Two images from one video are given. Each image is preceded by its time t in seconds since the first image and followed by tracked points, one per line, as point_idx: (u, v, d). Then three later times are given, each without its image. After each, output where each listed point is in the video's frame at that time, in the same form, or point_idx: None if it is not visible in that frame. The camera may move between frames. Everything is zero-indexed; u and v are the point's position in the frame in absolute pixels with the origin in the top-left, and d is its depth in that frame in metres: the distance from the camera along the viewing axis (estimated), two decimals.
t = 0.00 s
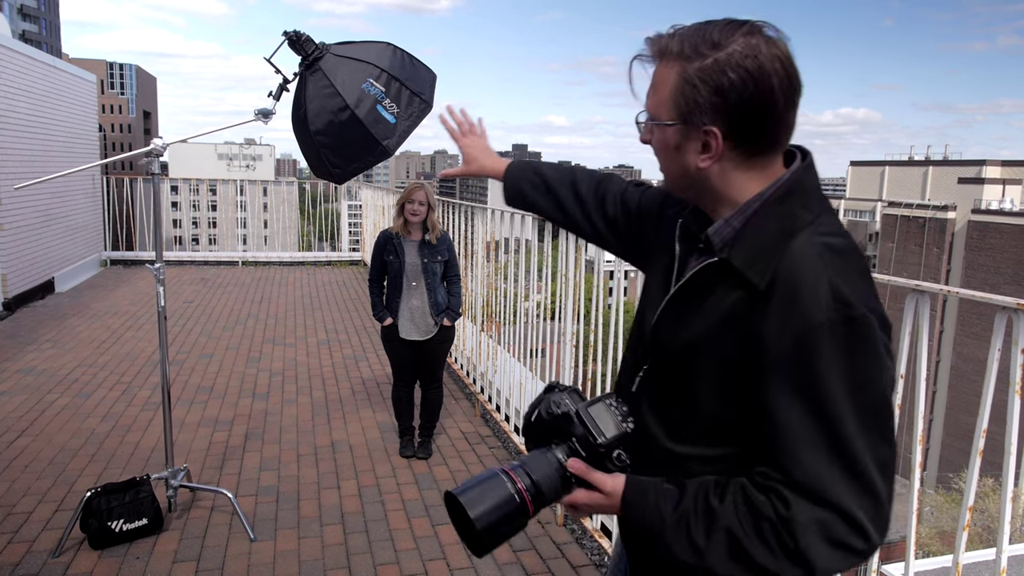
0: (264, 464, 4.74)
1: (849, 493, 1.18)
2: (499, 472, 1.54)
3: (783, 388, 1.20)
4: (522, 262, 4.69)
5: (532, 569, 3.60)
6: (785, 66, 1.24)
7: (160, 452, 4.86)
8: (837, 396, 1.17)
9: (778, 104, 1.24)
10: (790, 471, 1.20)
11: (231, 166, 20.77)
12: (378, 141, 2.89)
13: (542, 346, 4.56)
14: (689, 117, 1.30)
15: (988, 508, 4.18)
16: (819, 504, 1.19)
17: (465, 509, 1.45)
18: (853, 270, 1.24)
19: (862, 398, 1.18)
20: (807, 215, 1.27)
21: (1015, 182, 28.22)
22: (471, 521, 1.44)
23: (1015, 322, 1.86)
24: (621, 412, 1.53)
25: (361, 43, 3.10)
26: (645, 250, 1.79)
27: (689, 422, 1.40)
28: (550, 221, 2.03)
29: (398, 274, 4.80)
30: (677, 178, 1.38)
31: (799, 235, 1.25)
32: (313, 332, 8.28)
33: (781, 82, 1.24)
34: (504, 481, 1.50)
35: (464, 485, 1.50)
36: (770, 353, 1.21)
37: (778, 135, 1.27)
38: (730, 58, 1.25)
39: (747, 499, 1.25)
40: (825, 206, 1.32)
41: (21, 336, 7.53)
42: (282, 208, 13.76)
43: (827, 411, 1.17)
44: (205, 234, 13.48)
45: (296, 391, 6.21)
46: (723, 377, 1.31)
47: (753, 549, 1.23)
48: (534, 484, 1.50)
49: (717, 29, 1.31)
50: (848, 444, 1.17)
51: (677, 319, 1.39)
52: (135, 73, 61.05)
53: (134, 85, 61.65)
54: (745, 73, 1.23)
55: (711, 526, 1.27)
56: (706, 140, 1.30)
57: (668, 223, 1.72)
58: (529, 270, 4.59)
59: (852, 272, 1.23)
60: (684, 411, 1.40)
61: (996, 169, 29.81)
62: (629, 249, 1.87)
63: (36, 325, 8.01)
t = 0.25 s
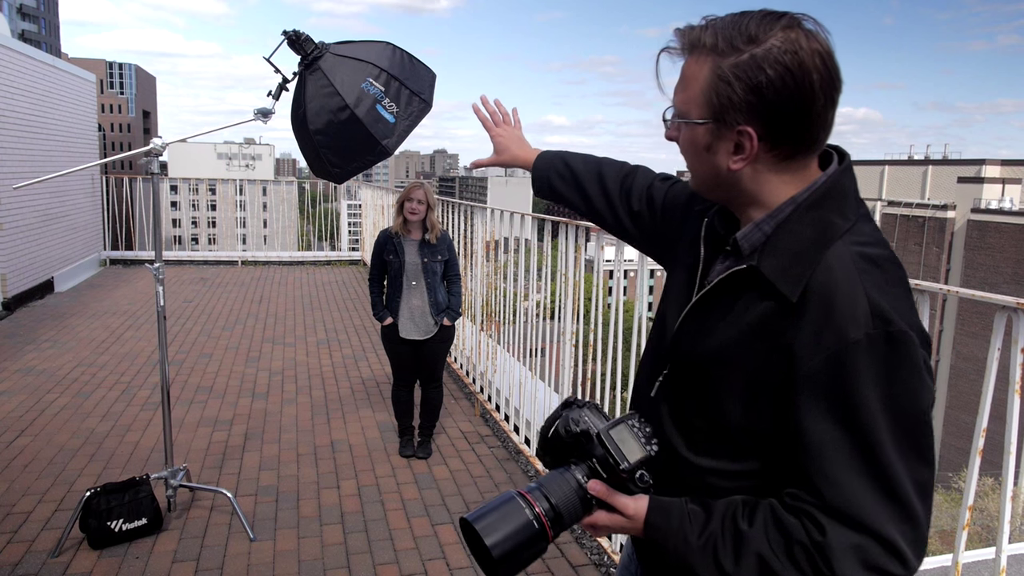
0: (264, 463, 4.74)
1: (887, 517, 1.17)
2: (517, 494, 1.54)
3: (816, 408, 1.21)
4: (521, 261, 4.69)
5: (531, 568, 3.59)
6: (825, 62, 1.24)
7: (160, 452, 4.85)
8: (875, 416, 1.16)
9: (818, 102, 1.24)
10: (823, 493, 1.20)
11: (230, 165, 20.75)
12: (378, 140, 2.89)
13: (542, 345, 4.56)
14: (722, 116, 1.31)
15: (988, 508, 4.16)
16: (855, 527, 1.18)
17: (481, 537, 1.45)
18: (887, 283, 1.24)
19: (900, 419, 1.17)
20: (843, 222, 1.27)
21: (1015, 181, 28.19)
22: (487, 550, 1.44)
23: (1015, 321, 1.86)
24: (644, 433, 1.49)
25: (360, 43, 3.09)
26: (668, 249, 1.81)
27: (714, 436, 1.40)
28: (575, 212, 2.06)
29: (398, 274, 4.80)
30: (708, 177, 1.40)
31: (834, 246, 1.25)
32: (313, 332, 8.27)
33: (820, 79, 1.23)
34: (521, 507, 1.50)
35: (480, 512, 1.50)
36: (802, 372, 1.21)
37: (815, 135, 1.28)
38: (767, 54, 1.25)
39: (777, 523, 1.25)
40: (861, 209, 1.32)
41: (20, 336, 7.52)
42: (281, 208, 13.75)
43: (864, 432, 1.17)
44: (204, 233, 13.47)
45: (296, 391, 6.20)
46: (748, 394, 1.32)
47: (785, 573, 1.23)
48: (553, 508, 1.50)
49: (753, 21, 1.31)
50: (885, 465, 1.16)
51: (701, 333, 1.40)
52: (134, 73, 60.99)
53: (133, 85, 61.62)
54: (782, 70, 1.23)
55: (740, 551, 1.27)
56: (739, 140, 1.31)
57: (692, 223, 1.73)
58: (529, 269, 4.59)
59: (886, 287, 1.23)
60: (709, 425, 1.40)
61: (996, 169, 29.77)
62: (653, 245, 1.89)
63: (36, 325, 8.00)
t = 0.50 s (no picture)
0: (264, 463, 4.74)
1: (901, 529, 1.17)
2: (523, 499, 1.56)
3: (831, 417, 1.20)
4: (521, 261, 4.69)
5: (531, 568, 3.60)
6: (842, 60, 1.24)
7: (159, 452, 4.85)
8: (891, 428, 1.16)
9: (835, 102, 1.25)
10: (837, 504, 1.19)
11: (230, 165, 20.76)
12: (378, 140, 2.89)
13: (541, 345, 4.57)
14: (737, 116, 1.32)
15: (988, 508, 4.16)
16: (869, 541, 1.17)
17: (486, 541, 1.47)
18: (906, 293, 1.24)
19: (916, 431, 1.17)
20: (861, 229, 1.28)
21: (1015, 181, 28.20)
22: (492, 555, 1.46)
23: (1014, 321, 1.86)
24: (655, 441, 1.49)
25: (360, 43, 3.09)
26: (674, 251, 1.81)
27: (725, 443, 1.41)
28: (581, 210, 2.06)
29: (398, 274, 4.80)
30: (721, 179, 1.40)
31: (853, 253, 1.26)
32: (312, 332, 8.27)
33: (838, 77, 1.24)
34: (528, 512, 1.52)
35: (486, 515, 1.51)
36: (817, 381, 1.22)
37: (831, 136, 1.29)
38: (784, 53, 1.25)
39: (789, 534, 1.25)
40: (879, 216, 1.32)
41: (20, 335, 7.52)
42: (280, 208, 13.74)
43: (880, 444, 1.17)
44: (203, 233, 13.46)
45: (296, 391, 6.20)
46: (759, 401, 1.32)
47: None
48: (559, 512, 1.52)
49: (768, 19, 1.31)
50: (900, 478, 1.16)
51: (713, 340, 1.40)
52: (134, 73, 60.96)
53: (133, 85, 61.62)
54: (799, 69, 1.24)
55: (751, 561, 1.27)
56: (754, 141, 1.32)
57: (701, 225, 1.73)
58: (528, 269, 4.60)
59: (905, 298, 1.23)
60: (719, 432, 1.41)
61: (995, 169, 29.78)
62: (659, 245, 1.89)
63: (35, 325, 8.00)
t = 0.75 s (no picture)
0: (263, 463, 4.73)
1: (901, 536, 1.17)
2: (521, 498, 1.56)
3: (832, 422, 1.20)
4: (521, 261, 4.69)
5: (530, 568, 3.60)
6: (848, 60, 1.24)
7: (159, 452, 4.85)
8: (891, 433, 1.16)
9: (840, 103, 1.25)
10: (837, 510, 1.19)
11: (230, 165, 20.77)
12: (378, 140, 2.90)
13: (541, 346, 4.57)
14: (742, 117, 1.32)
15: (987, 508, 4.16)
16: (868, 546, 1.17)
17: (482, 539, 1.47)
18: (908, 298, 1.24)
19: (917, 436, 1.17)
20: (865, 231, 1.28)
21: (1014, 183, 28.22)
22: (489, 552, 1.46)
23: (1015, 322, 1.86)
24: (655, 441, 1.49)
25: (361, 43, 3.09)
26: (677, 251, 1.81)
27: (725, 446, 1.41)
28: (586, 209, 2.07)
29: (398, 274, 4.80)
30: (724, 180, 1.40)
31: (857, 256, 1.26)
32: (312, 332, 8.26)
33: (844, 77, 1.24)
34: (525, 510, 1.52)
35: (482, 513, 1.52)
36: (819, 384, 1.22)
37: (836, 137, 1.29)
38: (790, 52, 1.25)
39: (788, 537, 1.25)
40: (884, 218, 1.32)
41: (19, 335, 7.52)
42: (280, 208, 13.74)
43: (880, 449, 1.17)
44: (203, 233, 13.46)
45: (295, 391, 6.20)
46: (761, 404, 1.32)
47: None
48: (558, 511, 1.52)
49: (774, 18, 1.31)
50: (900, 483, 1.16)
51: (715, 341, 1.40)
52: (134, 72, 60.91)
53: (133, 85, 61.67)
54: (805, 69, 1.24)
55: (749, 564, 1.27)
56: (759, 142, 1.32)
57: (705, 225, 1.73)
58: (528, 269, 4.61)
59: (907, 302, 1.23)
60: (720, 435, 1.41)
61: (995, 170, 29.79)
62: (663, 245, 1.90)
63: (35, 324, 8.00)
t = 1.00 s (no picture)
0: (261, 464, 4.73)
1: (895, 536, 1.16)
2: (517, 496, 1.56)
3: (827, 421, 1.21)
4: (519, 261, 4.69)
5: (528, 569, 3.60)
6: (846, 61, 1.25)
7: (157, 452, 4.84)
8: (885, 433, 1.15)
9: (838, 103, 1.25)
10: (831, 509, 1.19)
11: (228, 165, 20.76)
12: (377, 140, 2.90)
13: (539, 346, 4.56)
14: (740, 117, 1.32)
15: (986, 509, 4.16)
16: (862, 546, 1.17)
17: (477, 535, 1.47)
18: (903, 298, 1.24)
19: (911, 436, 1.16)
20: (860, 232, 1.29)
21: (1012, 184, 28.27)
22: (483, 549, 1.46)
23: (1014, 323, 1.86)
24: (649, 440, 1.49)
25: (360, 43, 3.08)
26: (679, 251, 1.82)
27: (721, 446, 1.41)
28: (589, 208, 2.06)
29: (397, 274, 4.79)
30: (722, 180, 1.41)
31: (852, 256, 1.26)
32: (310, 332, 8.25)
33: (842, 78, 1.24)
34: (520, 508, 1.52)
35: (477, 510, 1.52)
36: (813, 384, 1.22)
37: (834, 137, 1.29)
38: (788, 53, 1.25)
39: (781, 536, 1.25)
40: (880, 219, 1.33)
41: (17, 335, 7.50)
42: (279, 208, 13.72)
43: (874, 449, 1.16)
44: (201, 233, 13.45)
45: (294, 392, 6.19)
46: (756, 403, 1.32)
47: None
48: (552, 509, 1.51)
49: (772, 19, 1.31)
50: (893, 483, 1.16)
51: (711, 341, 1.41)
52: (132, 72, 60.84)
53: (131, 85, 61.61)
54: (804, 69, 1.24)
55: (741, 564, 1.27)
56: (757, 142, 1.32)
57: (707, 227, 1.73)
58: (527, 270, 4.61)
59: (902, 303, 1.23)
60: (717, 434, 1.41)
61: (993, 171, 29.83)
62: (666, 245, 1.90)
63: (33, 324, 7.99)
